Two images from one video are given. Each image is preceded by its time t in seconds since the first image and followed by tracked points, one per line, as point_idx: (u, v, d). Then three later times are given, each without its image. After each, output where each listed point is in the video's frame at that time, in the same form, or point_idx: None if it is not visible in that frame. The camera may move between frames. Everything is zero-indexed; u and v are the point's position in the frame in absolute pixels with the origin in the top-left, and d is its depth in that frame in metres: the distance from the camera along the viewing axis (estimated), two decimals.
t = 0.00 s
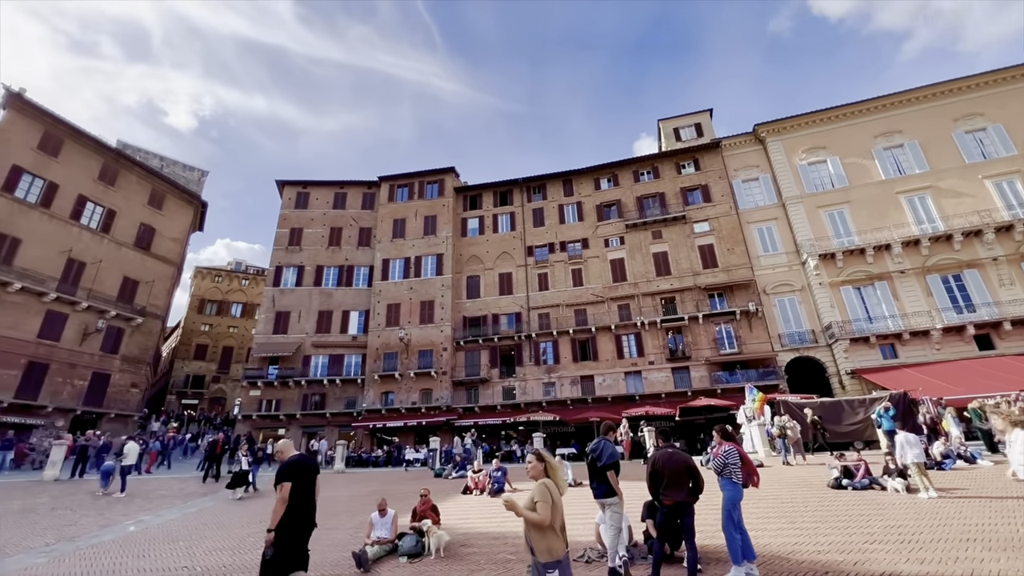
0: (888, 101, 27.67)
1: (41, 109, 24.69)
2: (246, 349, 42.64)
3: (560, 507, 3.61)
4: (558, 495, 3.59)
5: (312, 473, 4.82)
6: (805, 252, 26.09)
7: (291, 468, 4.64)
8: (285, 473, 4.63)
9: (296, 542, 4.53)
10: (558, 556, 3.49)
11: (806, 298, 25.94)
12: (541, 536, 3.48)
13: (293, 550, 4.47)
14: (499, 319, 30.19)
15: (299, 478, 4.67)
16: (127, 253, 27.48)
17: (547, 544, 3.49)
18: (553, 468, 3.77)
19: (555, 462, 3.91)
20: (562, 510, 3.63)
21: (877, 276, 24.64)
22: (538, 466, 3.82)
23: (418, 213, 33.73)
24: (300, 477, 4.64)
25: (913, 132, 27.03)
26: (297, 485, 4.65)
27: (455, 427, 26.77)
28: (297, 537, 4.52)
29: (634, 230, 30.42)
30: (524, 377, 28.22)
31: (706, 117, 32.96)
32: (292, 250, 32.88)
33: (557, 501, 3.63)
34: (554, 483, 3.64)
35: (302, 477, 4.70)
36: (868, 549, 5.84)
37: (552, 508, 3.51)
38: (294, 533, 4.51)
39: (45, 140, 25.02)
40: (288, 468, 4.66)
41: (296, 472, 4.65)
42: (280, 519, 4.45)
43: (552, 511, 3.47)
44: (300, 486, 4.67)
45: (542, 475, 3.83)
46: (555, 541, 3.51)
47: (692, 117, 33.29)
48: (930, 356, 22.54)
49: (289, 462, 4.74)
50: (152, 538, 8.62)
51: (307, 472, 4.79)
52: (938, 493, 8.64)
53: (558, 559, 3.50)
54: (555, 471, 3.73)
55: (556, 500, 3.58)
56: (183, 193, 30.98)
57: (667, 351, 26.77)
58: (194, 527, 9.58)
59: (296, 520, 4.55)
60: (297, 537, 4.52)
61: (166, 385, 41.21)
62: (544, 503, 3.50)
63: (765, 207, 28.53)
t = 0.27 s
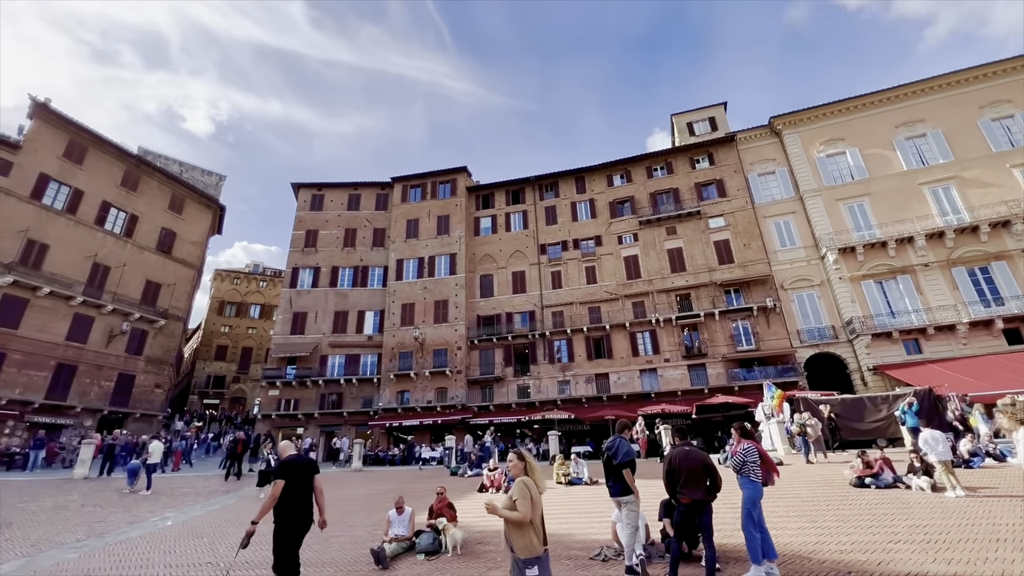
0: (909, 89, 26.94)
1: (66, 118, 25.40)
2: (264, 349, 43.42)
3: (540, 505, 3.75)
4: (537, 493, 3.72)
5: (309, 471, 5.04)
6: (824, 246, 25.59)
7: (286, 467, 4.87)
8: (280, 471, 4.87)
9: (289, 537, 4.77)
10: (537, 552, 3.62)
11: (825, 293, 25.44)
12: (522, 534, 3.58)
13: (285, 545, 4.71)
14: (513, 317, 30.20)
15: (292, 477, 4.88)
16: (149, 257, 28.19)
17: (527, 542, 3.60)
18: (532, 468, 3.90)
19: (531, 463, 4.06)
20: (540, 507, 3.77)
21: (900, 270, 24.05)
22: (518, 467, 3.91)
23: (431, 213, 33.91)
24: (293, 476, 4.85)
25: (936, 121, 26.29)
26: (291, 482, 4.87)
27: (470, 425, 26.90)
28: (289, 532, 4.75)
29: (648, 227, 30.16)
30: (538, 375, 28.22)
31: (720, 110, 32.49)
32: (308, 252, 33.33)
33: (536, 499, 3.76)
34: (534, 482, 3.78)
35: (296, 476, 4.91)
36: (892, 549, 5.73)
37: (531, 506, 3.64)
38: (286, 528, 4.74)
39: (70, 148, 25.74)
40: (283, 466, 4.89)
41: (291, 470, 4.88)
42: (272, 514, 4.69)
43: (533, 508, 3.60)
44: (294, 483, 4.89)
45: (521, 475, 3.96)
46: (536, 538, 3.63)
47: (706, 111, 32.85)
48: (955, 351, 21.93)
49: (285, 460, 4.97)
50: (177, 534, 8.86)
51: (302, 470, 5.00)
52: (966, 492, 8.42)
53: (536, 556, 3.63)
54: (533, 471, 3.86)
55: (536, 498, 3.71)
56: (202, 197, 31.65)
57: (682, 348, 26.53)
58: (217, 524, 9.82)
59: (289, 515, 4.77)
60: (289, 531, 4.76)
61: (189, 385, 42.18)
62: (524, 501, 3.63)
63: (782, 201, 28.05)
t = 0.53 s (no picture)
0: (930, 78, 26.24)
1: (88, 126, 26.06)
2: (282, 350, 44.09)
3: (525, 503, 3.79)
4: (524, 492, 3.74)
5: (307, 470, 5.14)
6: (843, 240, 25.09)
7: (285, 464, 4.97)
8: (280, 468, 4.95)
9: (286, 533, 4.87)
10: (521, 548, 3.64)
11: (844, 288, 24.94)
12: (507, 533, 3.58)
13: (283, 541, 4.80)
14: (526, 316, 30.18)
15: (292, 474, 4.98)
16: (170, 260, 28.82)
17: (512, 539, 3.61)
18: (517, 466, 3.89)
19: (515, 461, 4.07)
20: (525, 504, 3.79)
21: (922, 263, 23.47)
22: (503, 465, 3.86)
23: (443, 213, 34.06)
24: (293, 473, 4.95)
25: (959, 110, 25.57)
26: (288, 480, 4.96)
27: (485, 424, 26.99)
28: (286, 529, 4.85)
29: (661, 223, 29.88)
30: (552, 373, 28.17)
31: (734, 104, 32.04)
32: (323, 253, 33.75)
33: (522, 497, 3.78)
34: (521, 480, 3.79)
35: (295, 473, 5.02)
36: (917, 549, 5.60)
37: (517, 504, 3.65)
38: (285, 523, 4.85)
39: (93, 155, 26.43)
40: (282, 464, 4.98)
41: (290, 468, 4.98)
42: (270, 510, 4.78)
43: (519, 506, 3.62)
44: (292, 481, 4.98)
45: (506, 472, 3.95)
46: (520, 535, 3.66)
47: (720, 105, 32.43)
48: (982, 347, 21.33)
49: (284, 457, 5.06)
50: (200, 531, 9.06)
51: (302, 468, 5.11)
52: (994, 492, 8.20)
53: (518, 554, 3.63)
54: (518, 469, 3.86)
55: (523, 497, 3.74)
56: (220, 201, 32.25)
57: (698, 346, 26.25)
58: (238, 521, 10.01)
59: (286, 513, 4.87)
60: (288, 527, 4.86)
61: (209, 385, 43.05)
62: (510, 499, 3.64)
63: (799, 195, 27.56)
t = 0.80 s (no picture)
0: (952, 66, 25.55)
1: (108, 133, 26.67)
2: (298, 350, 44.69)
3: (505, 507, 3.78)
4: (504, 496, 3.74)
5: (311, 468, 5.19)
6: (862, 234, 24.59)
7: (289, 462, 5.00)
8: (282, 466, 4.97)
9: (286, 529, 4.94)
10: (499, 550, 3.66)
11: (863, 283, 24.43)
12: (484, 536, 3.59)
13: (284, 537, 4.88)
14: (539, 315, 30.13)
15: (296, 472, 5.02)
16: (188, 263, 29.40)
17: (489, 541, 3.63)
18: (498, 469, 3.87)
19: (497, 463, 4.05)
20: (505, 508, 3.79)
21: (945, 257, 22.89)
22: (485, 467, 3.86)
23: (455, 213, 34.18)
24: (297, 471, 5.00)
25: (982, 99, 24.87)
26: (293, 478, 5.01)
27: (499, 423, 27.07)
28: (289, 526, 4.92)
29: (674, 220, 29.59)
30: (565, 372, 28.11)
31: (748, 98, 31.58)
32: (337, 254, 34.11)
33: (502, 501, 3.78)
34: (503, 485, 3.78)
35: (298, 471, 5.05)
36: (942, 549, 5.47)
37: (495, 509, 3.65)
38: (287, 520, 4.90)
39: (114, 161, 27.05)
40: (285, 462, 5.01)
41: (293, 466, 5.02)
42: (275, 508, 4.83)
43: (496, 511, 3.62)
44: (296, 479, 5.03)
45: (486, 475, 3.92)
46: (499, 537, 3.67)
47: (733, 99, 31.98)
48: (1008, 342, 20.73)
49: (288, 455, 5.09)
50: (221, 529, 9.24)
51: (303, 467, 5.15)
52: None
53: (494, 556, 3.65)
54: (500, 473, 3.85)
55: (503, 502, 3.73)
56: (236, 204, 32.80)
57: (713, 343, 25.96)
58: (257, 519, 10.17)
59: (290, 510, 4.93)
60: (291, 524, 4.92)
61: (227, 386, 43.84)
62: (488, 504, 3.64)
63: (816, 189, 27.07)
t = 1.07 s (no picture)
0: (973, 55, 24.89)
1: (127, 140, 27.25)
2: (313, 351, 45.25)
3: (486, 504, 3.96)
4: (483, 492, 3.94)
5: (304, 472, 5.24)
6: (880, 229, 24.09)
7: (281, 468, 5.05)
8: (276, 472, 5.04)
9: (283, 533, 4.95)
10: (478, 545, 3.81)
11: (883, 279, 23.93)
12: (461, 528, 3.80)
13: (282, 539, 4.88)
14: (551, 313, 30.08)
15: (289, 478, 5.08)
16: (206, 266, 29.95)
17: (468, 535, 3.81)
18: (481, 467, 4.11)
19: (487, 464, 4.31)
20: (487, 506, 3.97)
21: (968, 251, 22.32)
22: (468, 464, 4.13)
23: (467, 213, 34.26)
24: (289, 476, 5.04)
25: (1005, 88, 24.20)
26: (285, 482, 5.04)
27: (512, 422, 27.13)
28: (287, 528, 4.92)
29: (687, 217, 29.30)
30: (578, 371, 28.04)
31: (761, 91, 31.13)
32: (350, 255, 34.45)
33: (483, 499, 3.97)
34: (483, 481, 3.99)
35: (293, 476, 5.11)
36: (968, 551, 5.33)
37: (469, 501, 3.86)
38: (283, 525, 4.92)
39: (133, 167, 27.63)
40: (278, 467, 5.07)
41: (285, 471, 5.07)
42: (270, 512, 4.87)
43: (469, 503, 3.83)
44: (289, 484, 5.07)
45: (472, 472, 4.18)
46: (478, 531, 3.84)
47: (746, 94, 31.56)
48: None
49: (279, 461, 5.14)
50: (240, 526, 9.39)
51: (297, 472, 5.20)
52: None
53: (473, 550, 3.79)
54: (483, 471, 4.09)
55: (482, 498, 3.92)
56: (251, 207, 33.31)
57: (728, 341, 25.67)
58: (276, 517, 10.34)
59: (285, 513, 4.95)
60: (288, 527, 4.94)
61: (245, 386, 44.57)
62: (465, 496, 3.88)
63: (832, 183, 26.57)
